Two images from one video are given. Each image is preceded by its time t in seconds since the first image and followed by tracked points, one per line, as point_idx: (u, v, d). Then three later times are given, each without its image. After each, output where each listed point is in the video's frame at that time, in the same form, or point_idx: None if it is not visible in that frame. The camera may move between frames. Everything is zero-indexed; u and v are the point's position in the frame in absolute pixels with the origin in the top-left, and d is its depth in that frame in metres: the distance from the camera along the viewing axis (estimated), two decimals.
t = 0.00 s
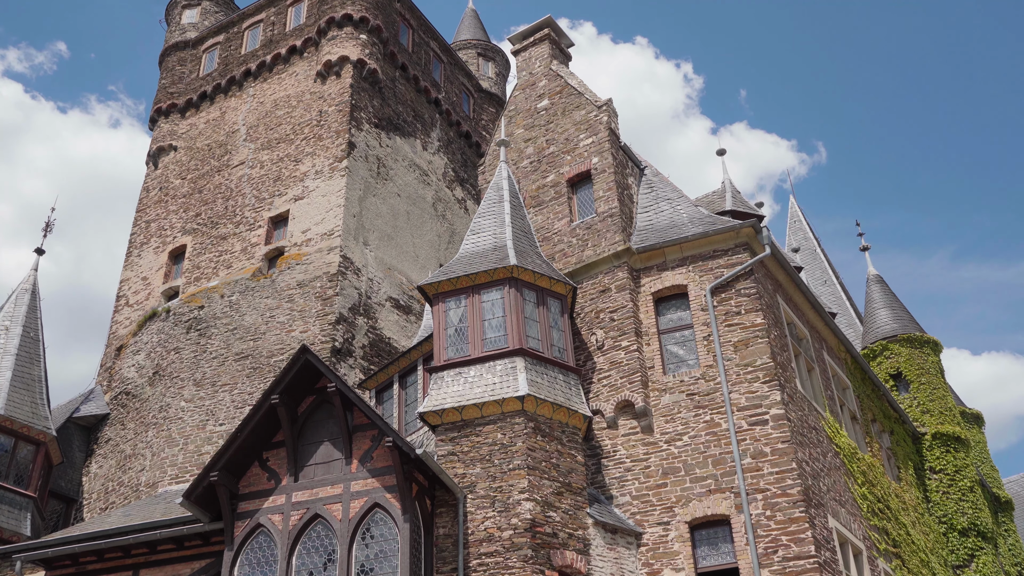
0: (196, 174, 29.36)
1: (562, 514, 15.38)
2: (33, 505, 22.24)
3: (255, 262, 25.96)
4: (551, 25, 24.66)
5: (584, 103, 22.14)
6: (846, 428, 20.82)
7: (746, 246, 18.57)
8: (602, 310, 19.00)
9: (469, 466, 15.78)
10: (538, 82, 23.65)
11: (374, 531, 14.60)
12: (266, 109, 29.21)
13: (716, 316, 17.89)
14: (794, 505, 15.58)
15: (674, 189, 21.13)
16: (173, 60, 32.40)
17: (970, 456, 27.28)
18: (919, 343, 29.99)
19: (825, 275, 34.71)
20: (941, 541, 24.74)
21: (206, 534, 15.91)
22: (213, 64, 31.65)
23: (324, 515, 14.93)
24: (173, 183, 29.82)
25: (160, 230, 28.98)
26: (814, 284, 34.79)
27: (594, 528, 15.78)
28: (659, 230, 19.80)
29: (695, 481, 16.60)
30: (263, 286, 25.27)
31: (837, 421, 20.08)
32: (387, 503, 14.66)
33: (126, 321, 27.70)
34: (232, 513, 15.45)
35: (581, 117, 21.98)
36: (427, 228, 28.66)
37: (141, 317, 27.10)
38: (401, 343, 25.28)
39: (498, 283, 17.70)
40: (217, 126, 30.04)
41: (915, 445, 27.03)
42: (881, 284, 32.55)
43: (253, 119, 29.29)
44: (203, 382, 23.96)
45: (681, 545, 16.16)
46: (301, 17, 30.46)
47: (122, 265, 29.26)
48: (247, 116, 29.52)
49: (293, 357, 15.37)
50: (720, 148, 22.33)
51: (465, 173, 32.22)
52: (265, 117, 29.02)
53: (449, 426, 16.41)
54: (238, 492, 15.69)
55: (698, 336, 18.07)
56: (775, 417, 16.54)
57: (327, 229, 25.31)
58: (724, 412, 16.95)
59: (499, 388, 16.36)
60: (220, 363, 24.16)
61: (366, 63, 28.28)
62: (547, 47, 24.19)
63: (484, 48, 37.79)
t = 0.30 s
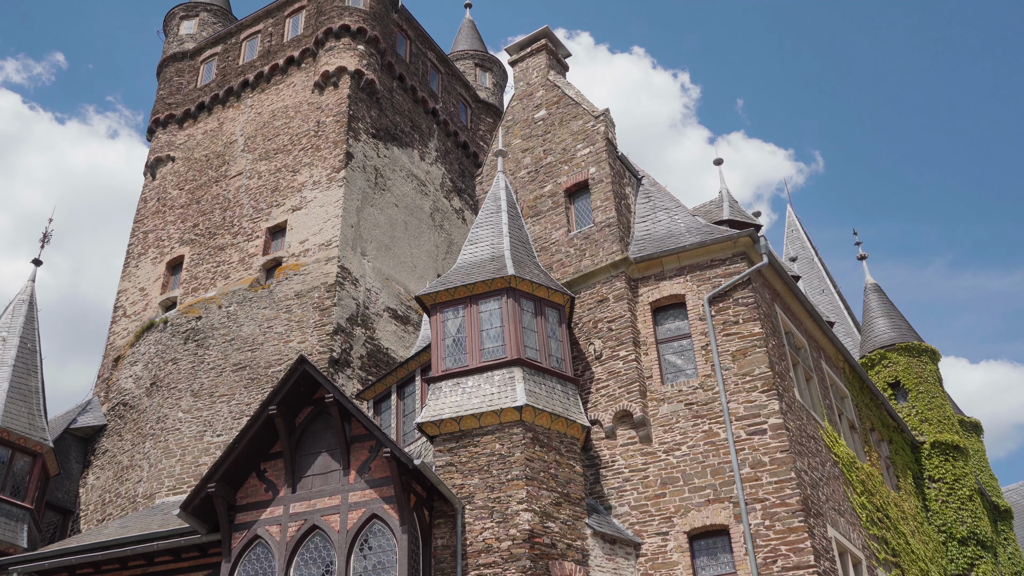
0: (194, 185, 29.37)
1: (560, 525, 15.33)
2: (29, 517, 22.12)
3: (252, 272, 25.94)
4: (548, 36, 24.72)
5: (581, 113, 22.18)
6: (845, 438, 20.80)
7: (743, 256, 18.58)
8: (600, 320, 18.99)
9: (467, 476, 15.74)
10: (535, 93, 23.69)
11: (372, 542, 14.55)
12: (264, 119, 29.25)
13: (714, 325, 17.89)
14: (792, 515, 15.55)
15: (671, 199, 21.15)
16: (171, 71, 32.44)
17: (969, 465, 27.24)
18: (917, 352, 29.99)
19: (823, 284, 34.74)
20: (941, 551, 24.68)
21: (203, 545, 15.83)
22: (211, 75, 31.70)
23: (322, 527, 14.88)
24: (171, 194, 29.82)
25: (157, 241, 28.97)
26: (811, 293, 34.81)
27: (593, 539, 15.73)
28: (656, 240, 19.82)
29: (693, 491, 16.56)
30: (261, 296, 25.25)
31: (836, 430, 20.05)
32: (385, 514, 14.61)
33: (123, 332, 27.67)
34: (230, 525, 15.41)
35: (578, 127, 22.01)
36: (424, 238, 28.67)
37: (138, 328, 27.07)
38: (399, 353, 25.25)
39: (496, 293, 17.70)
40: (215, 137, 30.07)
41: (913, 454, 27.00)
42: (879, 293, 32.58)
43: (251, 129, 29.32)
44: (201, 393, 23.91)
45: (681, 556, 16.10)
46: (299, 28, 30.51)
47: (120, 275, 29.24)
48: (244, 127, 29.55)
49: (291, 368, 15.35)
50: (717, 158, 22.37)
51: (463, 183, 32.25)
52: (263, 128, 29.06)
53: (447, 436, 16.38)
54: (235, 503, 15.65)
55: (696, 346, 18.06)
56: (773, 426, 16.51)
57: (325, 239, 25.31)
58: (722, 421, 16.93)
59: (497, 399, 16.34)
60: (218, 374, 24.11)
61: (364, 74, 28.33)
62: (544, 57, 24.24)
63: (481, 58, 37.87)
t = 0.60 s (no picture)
0: (191, 197, 29.38)
1: (557, 537, 15.28)
2: (25, 529, 22.00)
3: (250, 283, 25.93)
4: (545, 48, 24.80)
5: (578, 124, 22.23)
6: (843, 449, 20.78)
7: (741, 267, 18.59)
8: (597, 331, 18.99)
9: (464, 488, 15.71)
10: (533, 104, 23.75)
11: (369, 554, 14.50)
12: (261, 131, 29.30)
13: (711, 337, 17.89)
14: (790, 527, 15.51)
15: (668, 211, 21.19)
16: (169, 82, 32.49)
17: (967, 477, 27.21)
18: (914, 363, 30.00)
19: (820, 295, 34.77)
20: (939, 563, 24.62)
21: (200, 557, 15.74)
22: (209, 86, 31.76)
23: (319, 539, 14.84)
24: (169, 205, 29.82)
25: (155, 252, 28.96)
26: (809, 305, 34.84)
27: (591, 551, 15.65)
28: (653, 251, 19.84)
29: (691, 502, 16.53)
30: (258, 307, 25.23)
31: (833, 442, 20.03)
32: (382, 526, 14.57)
33: (120, 343, 27.62)
34: (226, 537, 15.36)
35: (576, 139, 22.05)
36: (422, 249, 28.69)
37: (135, 339, 27.03)
38: (396, 365, 25.22)
39: (494, 304, 17.69)
40: (213, 148, 30.10)
41: (911, 466, 26.96)
42: (876, 304, 32.62)
43: (249, 141, 29.36)
44: (197, 404, 23.85)
45: (678, 568, 16.04)
46: (297, 39, 30.59)
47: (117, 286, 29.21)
48: (242, 138, 29.59)
49: (288, 380, 15.33)
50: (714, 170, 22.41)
51: (460, 195, 32.30)
52: (261, 139, 29.10)
53: (445, 448, 16.36)
54: (232, 515, 15.61)
55: (694, 357, 18.06)
56: (771, 438, 16.50)
57: (323, 250, 25.31)
58: (720, 433, 16.91)
59: (495, 410, 16.32)
60: (215, 385, 24.06)
61: (362, 85, 28.39)
62: (541, 69, 24.30)
63: (479, 70, 37.99)
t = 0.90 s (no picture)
0: (188, 206, 29.38)
1: (555, 547, 15.22)
2: (20, 539, 21.88)
3: (247, 293, 25.91)
4: (542, 58, 24.87)
5: (575, 134, 22.27)
6: (840, 459, 20.76)
7: (737, 277, 18.60)
8: (594, 341, 18.99)
9: (461, 499, 15.67)
10: (530, 114, 23.79)
11: (365, 565, 14.46)
12: (259, 140, 29.32)
13: (709, 346, 17.88)
14: (788, 537, 15.48)
15: (665, 220, 21.21)
16: (166, 92, 32.53)
17: (964, 487, 27.18)
18: (912, 373, 30.00)
19: (817, 305, 34.79)
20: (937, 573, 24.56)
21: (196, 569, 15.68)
22: (206, 96, 31.79)
23: (315, 549, 14.79)
24: (166, 215, 29.82)
25: (152, 262, 28.94)
26: (806, 314, 34.86)
27: (588, 561, 15.57)
28: (650, 261, 19.85)
29: (689, 513, 16.50)
30: (255, 317, 25.21)
31: (830, 452, 20.01)
32: (379, 537, 14.52)
33: (117, 353, 27.58)
34: (223, 548, 15.32)
35: (573, 149, 22.09)
36: (419, 259, 28.68)
37: (132, 349, 26.98)
38: (393, 374, 25.17)
39: (491, 314, 17.69)
40: (210, 158, 30.12)
41: (909, 476, 26.94)
42: (873, 314, 32.66)
43: (246, 151, 29.38)
44: (194, 415, 23.80)
45: None
46: (294, 50, 30.65)
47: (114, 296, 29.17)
48: (239, 148, 29.61)
49: (285, 390, 15.30)
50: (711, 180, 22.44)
51: (457, 205, 32.34)
52: (258, 149, 29.13)
53: (442, 458, 16.33)
54: (228, 526, 15.57)
55: (691, 367, 18.05)
56: (768, 448, 16.48)
57: (320, 260, 25.30)
58: (717, 443, 16.89)
59: (492, 420, 16.29)
60: (211, 395, 24.01)
61: (359, 96, 28.43)
62: (538, 79, 24.36)
63: (476, 80, 38.06)
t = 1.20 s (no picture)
0: (187, 216, 29.38)
1: (554, 556, 15.18)
2: (17, 549, 21.75)
3: (246, 302, 25.90)
4: (541, 67, 24.93)
5: (574, 143, 22.31)
6: (839, 468, 20.75)
7: (736, 285, 18.61)
8: (593, 349, 18.99)
9: (460, 508, 15.64)
10: (528, 123, 23.83)
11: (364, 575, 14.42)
12: (258, 150, 29.36)
13: (708, 355, 17.87)
14: (788, 546, 15.44)
15: (664, 229, 21.23)
16: (165, 102, 32.57)
17: (964, 495, 27.15)
18: (910, 381, 30.01)
19: (815, 313, 34.81)
20: None
21: None
22: (205, 106, 31.84)
23: (314, 559, 14.76)
24: (164, 225, 29.82)
25: (151, 271, 28.93)
26: (805, 323, 34.87)
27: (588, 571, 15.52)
28: (649, 269, 19.86)
29: (688, 521, 16.47)
30: (254, 326, 25.19)
31: (830, 460, 19.99)
32: (377, 546, 14.49)
33: (115, 362, 27.54)
34: (221, 557, 15.30)
35: (571, 157, 22.12)
36: (418, 268, 28.70)
37: (130, 358, 26.95)
38: (392, 383, 25.15)
39: (490, 323, 17.68)
40: (209, 167, 30.14)
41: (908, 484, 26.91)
42: (872, 322, 32.68)
43: (245, 160, 29.41)
44: (192, 424, 23.76)
45: None
46: (293, 59, 30.71)
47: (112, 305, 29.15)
48: (238, 158, 29.65)
49: (284, 399, 15.29)
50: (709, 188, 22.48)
51: (456, 213, 32.37)
52: (257, 158, 29.16)
53: (441, 467, 16.31)
54: (227, 535, 15.55)
55: (690, 375, 18.04)
56: (768, 456, 16.46)
57: (318, 269, 25.30)
58: (717, 451, 16.87)
59: (491, 429, 16.27)
60: (210, 404, 23.97)
61: (357, 105, 28.47)
62: (536, 88, 24.41)
63: (475, 89, 38.15)
